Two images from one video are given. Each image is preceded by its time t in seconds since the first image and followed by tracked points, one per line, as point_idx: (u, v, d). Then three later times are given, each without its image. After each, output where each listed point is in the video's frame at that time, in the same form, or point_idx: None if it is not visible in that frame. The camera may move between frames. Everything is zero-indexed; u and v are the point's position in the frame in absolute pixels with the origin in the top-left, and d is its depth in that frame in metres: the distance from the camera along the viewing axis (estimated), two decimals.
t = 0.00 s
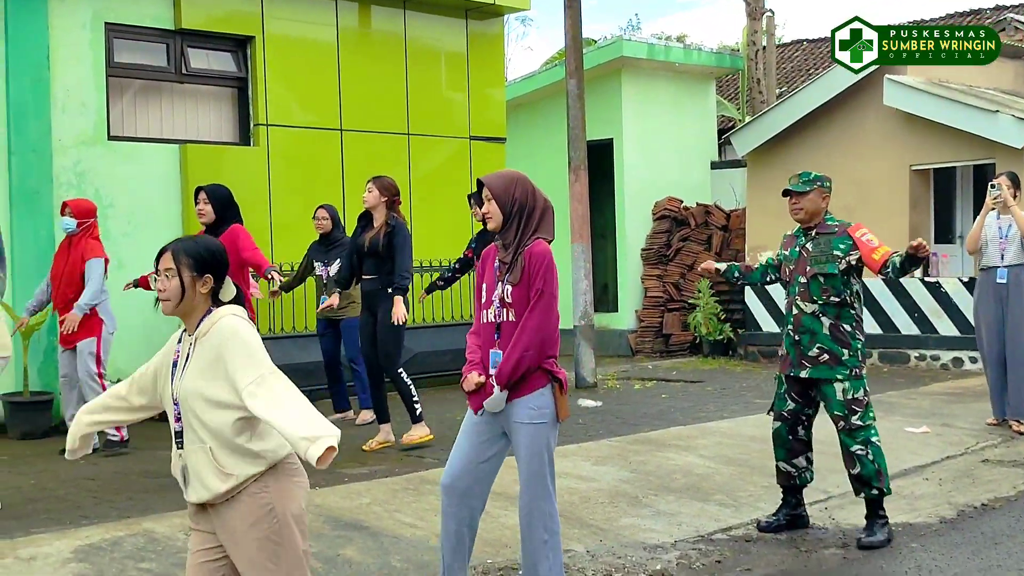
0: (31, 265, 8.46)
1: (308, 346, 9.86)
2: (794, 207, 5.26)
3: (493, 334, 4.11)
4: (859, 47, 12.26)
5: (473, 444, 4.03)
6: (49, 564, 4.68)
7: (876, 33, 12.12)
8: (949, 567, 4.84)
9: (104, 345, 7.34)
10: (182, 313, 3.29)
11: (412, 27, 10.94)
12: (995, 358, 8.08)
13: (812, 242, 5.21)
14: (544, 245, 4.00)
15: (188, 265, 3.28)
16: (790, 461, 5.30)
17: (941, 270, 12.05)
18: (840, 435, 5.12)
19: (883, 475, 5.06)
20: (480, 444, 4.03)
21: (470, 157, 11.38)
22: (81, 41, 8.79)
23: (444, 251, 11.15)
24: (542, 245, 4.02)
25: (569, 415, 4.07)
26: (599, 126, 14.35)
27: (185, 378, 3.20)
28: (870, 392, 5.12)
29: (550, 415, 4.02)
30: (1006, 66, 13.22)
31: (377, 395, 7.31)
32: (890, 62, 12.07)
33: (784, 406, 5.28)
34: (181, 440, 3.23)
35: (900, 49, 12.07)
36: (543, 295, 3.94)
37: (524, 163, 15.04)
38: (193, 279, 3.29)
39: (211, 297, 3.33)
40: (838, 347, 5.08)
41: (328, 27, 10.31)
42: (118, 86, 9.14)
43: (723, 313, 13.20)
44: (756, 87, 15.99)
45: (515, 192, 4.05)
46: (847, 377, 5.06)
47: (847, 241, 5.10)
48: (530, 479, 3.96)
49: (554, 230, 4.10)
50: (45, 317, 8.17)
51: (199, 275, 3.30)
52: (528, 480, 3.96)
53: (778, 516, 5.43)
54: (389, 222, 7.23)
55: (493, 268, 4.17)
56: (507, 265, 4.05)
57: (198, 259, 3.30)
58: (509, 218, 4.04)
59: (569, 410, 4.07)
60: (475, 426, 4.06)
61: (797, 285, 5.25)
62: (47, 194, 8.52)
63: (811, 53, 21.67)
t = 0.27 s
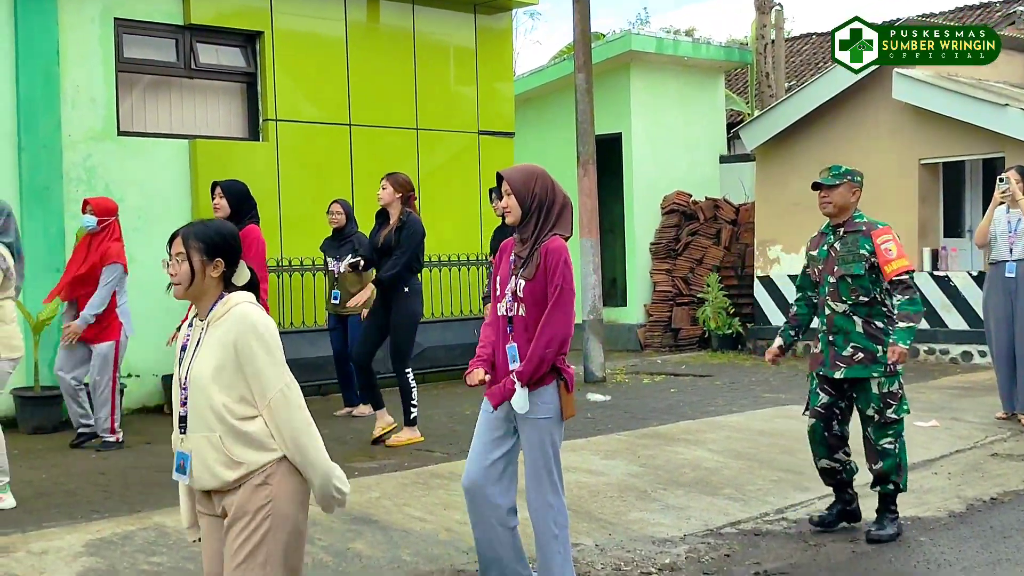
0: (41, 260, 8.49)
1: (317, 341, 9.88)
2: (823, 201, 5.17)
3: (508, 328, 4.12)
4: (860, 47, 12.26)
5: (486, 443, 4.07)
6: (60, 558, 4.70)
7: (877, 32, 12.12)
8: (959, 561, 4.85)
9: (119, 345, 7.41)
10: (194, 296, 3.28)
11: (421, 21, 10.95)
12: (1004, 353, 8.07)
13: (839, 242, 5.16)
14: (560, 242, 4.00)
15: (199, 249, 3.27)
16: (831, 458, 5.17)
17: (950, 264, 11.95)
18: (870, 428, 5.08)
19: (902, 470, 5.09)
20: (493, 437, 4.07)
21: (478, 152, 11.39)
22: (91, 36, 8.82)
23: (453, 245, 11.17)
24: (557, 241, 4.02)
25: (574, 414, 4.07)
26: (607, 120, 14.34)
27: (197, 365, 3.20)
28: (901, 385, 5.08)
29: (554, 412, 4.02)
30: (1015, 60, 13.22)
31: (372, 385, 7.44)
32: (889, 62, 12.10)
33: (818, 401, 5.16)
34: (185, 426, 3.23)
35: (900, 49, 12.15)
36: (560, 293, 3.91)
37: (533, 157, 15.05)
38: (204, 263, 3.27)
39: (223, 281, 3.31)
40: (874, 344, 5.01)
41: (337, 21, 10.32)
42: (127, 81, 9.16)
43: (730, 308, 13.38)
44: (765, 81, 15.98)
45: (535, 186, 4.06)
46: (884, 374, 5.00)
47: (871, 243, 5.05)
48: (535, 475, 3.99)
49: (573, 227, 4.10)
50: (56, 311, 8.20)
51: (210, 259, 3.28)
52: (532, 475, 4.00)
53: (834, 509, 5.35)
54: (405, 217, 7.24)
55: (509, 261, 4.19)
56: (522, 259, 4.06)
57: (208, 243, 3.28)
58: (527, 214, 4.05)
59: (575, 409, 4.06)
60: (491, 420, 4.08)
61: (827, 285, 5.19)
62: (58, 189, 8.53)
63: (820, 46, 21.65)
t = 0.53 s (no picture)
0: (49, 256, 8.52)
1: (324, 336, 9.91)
2: (832, 194, 5.24)
3: (519, 322, 4.10)
4: (859, 47, 12.24)
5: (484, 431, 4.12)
6: (68, 552, 4.73)
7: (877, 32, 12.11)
8: (963, 555, 4.87)
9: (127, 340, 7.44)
10: (216, 292, 3.31)
11: (427, 17, 10.96)
12: (1010, 349, 8.09)
13: (844, 232, 5.24)
14: (573, 233, 4.02)
15: (212, 247, 3.29)
16: (834, 452, 5.21)
17: (957, 260, 11.85)
18: (869, 422, 5.14)
19: (904, 464, 5.13)
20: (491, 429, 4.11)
21: (484, 148, 11.41)
22: (98, 34, 8.84)
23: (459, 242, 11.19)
24: (570, 235, 4.04)
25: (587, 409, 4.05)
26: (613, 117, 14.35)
27: (223, 361, 3.22)
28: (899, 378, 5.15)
29: (565, 407, 4.02)
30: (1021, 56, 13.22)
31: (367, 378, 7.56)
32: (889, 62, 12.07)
33: (818, 395, 5.22)
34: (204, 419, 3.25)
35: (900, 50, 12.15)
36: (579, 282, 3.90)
37: (539, 154, 15.06)
38: (221, 260, 3.29)
39: (241, 275, 3.33)
40: (871, 337, 5.07)
41: (344, 18, 10.34)
42: (134, 78, 9.19)
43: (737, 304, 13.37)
44: (771, 77, 15.98)
45: (547, 182, 4.08)
46: (879, 366, 5.07)
47: (870, 235, 5.12)
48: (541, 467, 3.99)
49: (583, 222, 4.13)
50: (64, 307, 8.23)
51: (225, 256, 3.29)
52: (540, 468, 3.99)
53: (836, 503, 5.40)
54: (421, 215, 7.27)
55: (520, 255, 4.19)
56: (536, 254, 4.07)
57: (225, 240, 3.29)
58: (540, 209, 4.08)
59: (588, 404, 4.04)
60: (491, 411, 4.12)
61: (829, 274, 5.29)
62: (66, 185, 8.57)
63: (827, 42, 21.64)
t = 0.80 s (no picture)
0: (60, 256, 8.58)
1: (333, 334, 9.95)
2: (815, 197, 5.34)
3: (524, 320, 4.14)
4: (859, 47, 12.27)
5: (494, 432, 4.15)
6: (80, 548, 4.78)
7: (876, 33, 12.08)
8: (966, 551, 4.90)
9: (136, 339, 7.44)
10: (229, 305, 3.35)
11: (435, 16, 11.00)
12: (1016, 346, 8.11)
13: (824, 234, 5.25)
14: (582, 235, 4.07)
15: (225, 262, 3.32)
16: (802, 451, 5.36)
17: (964, 257, 11.93)
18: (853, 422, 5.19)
19: (898, 459, 5.13)
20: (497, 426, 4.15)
21: (492, 146, 11.45)
22: (108, 33, 8.89)
23: (468, 240, 11.23)
24: (578, 235, 4.09)
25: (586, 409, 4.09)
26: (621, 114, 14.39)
27: (241, 372, 3.29)
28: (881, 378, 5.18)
29: (566, 404, 4.04)
30: None
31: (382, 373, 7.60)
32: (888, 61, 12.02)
33: (799, 396, 5.32)
34: (229, 429, 3.32)
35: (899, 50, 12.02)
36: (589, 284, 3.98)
37: (547, 152, 15.09)
38: (233, 276, 3.32)
39: (254, 289, 3.35)
40: (846, 337, 5.13)
41: (352, 17, 10.39)
42: (144, 77, 9.24)
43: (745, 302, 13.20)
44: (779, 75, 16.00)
45: (556, 183, 4.12)
46: (854, 367, 5.12)
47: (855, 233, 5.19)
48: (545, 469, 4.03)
49: (591, 223, 4.17)
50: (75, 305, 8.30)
51: (237, 272, 3.32)
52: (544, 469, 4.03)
53: (789, 500, 5.54)
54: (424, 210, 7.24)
55: (526, 252, 4.23)
56: (543, 252, 4.11)
57: (237, 256, 3.32)
58: (549, 209, 4.11)
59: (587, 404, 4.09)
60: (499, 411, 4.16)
61: (807, 276, 5.30)
62: (77, 184, 8.63)
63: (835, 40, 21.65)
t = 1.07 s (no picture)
0: (74, 257, 8.64)
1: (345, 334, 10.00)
2: (794, 196, 5.40)
3: (534, 325, 4.22)
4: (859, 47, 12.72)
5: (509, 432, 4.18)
6: (95, 548, 4.83)
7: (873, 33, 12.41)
8: (974, 552, 4.92)
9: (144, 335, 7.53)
10: (238, 297, 3.34)
11: (447, 18, 11.04)
12: None
13: (804, 233, 5.36)
14: (584, 239, 4.07)
15: (246, 252, 3.33)
16: (801, 446, 5.42)
17: (976, 258, 11.88)
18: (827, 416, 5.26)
19: (871, 453, 5.24)
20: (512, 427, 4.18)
21: (504, 147, 11.48)
22: (122, 36, 8.95)
23: (480, 240, 11.27)
24: (581, 239, 4.09)
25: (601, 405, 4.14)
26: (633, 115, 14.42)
27: (232, 372, 3.26)
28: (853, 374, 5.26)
29: (579, 403, 4.11)
30: None
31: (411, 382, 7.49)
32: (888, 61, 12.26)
33: (787, 390, 5.39)
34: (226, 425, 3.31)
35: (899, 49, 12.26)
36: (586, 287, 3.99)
37: (559, 153, 15.13)
38: (249, 267, 3.33)
39: (267, 285, 3.36)
40: (822, 333, 5.22)
41: (365, 19, 10.43)
42: (158, 79, 9.30)
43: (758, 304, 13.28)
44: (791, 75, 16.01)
45: (561, 186, 4.14)
46: (829, 361, 5.20)
47: (834, 237, 5.23)
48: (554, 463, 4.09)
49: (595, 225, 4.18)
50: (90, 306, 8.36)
51: (254, 263, 3.33)
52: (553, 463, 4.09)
53: (796, 501, 5.56)
54: (424, 215, 7.37)
55: (532, 257, 4.27)
56: (548, 255, 4.14)
57: (255, 247, 3.33)
58: (554, 211, 4.13)
59: (602, 399, 4.13)
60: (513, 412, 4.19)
61: (785, 273, 5.42)
62: (92, 186, 8.69)
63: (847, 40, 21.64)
